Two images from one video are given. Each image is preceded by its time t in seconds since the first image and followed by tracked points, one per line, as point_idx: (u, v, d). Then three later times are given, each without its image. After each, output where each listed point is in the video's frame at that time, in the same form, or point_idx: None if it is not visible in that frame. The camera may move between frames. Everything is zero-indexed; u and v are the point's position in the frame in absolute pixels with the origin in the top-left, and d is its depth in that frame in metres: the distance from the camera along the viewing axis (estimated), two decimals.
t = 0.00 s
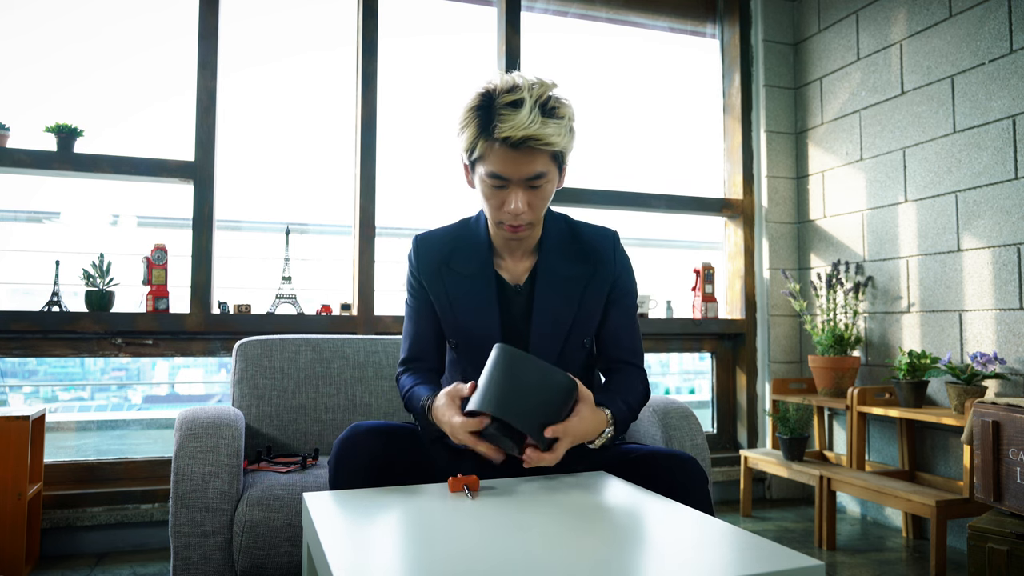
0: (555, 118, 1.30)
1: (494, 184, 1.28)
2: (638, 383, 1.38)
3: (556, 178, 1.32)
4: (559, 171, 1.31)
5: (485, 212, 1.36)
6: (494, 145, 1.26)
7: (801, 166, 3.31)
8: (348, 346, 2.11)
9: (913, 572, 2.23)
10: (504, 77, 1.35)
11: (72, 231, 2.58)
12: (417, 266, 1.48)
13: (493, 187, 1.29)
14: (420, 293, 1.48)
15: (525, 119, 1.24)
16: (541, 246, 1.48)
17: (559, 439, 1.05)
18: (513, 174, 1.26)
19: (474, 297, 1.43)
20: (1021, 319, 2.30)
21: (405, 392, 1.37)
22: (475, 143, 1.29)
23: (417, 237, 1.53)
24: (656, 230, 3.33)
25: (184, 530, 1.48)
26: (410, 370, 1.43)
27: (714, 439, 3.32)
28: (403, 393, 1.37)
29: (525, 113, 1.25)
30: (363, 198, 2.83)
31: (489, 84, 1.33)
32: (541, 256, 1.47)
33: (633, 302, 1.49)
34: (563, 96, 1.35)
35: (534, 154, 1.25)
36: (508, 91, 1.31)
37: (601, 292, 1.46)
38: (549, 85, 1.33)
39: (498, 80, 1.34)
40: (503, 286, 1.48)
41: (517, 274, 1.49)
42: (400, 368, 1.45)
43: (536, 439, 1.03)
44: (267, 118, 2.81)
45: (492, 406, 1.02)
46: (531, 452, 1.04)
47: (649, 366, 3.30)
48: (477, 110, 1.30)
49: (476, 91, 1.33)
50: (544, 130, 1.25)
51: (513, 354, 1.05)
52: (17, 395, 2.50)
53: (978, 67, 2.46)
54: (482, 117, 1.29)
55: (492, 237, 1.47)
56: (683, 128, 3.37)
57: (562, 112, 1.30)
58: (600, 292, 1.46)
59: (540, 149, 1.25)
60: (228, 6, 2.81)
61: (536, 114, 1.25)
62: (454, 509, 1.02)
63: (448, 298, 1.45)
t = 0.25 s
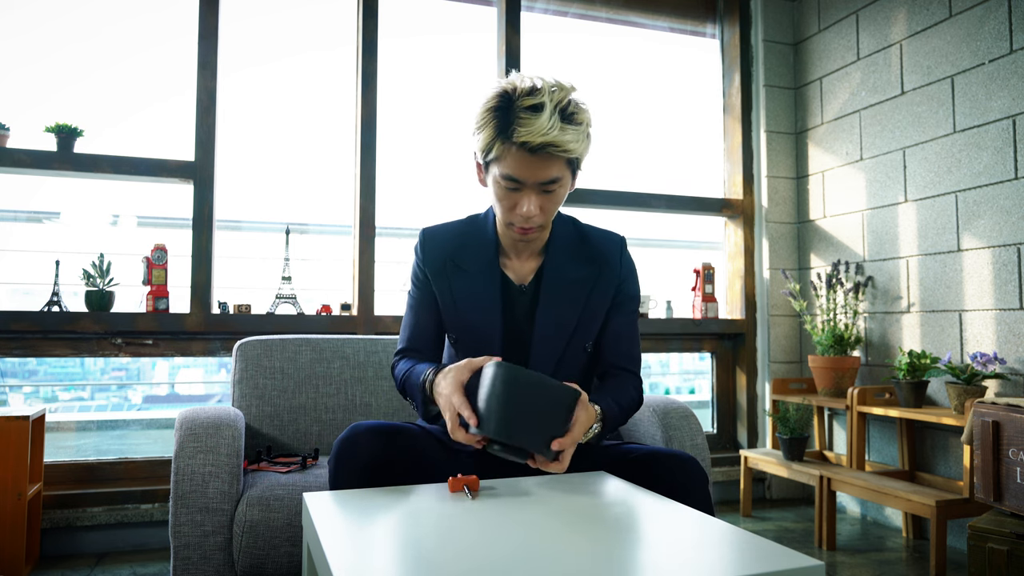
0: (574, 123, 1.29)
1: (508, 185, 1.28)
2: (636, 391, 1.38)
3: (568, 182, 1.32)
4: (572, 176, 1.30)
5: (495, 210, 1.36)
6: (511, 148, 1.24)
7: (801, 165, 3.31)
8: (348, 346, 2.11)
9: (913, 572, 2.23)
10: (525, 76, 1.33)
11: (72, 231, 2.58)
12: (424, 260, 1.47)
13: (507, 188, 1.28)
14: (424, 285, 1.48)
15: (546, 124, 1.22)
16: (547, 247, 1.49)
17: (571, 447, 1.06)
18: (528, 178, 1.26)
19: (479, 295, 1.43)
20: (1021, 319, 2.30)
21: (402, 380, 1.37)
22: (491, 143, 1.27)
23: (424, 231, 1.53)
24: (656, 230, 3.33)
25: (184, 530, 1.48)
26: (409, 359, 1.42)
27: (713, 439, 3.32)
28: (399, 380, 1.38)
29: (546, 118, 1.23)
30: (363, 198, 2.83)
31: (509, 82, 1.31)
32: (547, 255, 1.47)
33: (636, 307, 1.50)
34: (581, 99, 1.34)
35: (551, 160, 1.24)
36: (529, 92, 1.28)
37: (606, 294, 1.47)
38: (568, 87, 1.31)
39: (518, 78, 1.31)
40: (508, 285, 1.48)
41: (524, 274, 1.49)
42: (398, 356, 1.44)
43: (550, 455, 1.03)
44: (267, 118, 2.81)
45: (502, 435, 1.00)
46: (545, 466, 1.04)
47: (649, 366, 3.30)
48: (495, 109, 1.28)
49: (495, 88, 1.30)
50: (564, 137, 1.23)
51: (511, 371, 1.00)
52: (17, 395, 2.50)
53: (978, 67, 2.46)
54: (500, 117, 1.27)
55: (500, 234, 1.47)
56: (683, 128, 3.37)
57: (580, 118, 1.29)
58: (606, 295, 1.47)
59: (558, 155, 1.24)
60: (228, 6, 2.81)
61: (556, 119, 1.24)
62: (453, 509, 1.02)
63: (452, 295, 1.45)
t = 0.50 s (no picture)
0: (586, 129, 1.29)
1: (518, 187, 1.28)
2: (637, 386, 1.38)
3: (578, 187, 1.32)
4: (582, 182, 1.31)
5: (502, 209, 1.36)
6: (524, 151, 1.24)
7: (801, 165, 3.31)
8: (348, 346, 2.11)
9: (913, 572, 2.23)
10: (541, 79, 1.32)
11: (72, 231, 2.58)
12: (428, 259, 1.48)
13: (516, 189, 1.28)
14: (428, 285, 1.48)
15: (561, 130, 1.22)
16: (551, 248, 1.49)
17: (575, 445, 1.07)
18: (539, 181, 1.26)
19: (483, 294, 1.43)
20: (1021, 319, 2.30)
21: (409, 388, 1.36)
22: (504, 145, 1.26)
23: (428, 231, 1.53)
24: (656, 230, 3.33)
25: (184, 531, 1.48)
26: (412, 358, 1.42)
27: (713, 439, 3.32)
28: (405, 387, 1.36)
29: (561, 123, 1.22)
30: (363, 198, 2.83)
31: (524, 84, 1.30)
32: (551, 256, 1.47)
33: (639, 307, 1.50)
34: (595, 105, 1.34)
35: (563, 166, 1.25)
36: (545, 95, 1.28)
37: (608, 294, 1.47)
38: (583, 93, 1.31)
39: (535, 81, 1.30)
40: (511, 283, 1.48)
41: (527, 274, 1.49)
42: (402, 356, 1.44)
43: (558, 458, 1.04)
44: (267, 118, 2.81)
45: (506, 448, 1.00)
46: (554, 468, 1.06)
47: (649, 366, 3.30)
48: (510, 110, 1.27)
49: (510, 87, 1.30)
50: (577, 143, 1.23)
51: (504, 382, 1.01)
52: (17, 395, 2.50)
53: (978, 67, 2.46)
54: (514, 120, 1.26)
55: (505, 233, 1.48)
56: (683, 128, 3.37)
57: (594, 125, 1.29)
58: (609, 294, 1.48)
59: (570, 161, 1.25)
60: (228, 6, 2.80)
61: (571, 126, 1.24)
62: (454, 509, 1.02)
63: (456, 294, 1.45)
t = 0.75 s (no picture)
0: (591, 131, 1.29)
1: (522, 186, 1.28)
2: (636, 383, 1.38)
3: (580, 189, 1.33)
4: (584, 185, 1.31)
5: (503, 207, 1.36)
6: (530, 151, 1.24)
7: (801, 165, 3.31)
8: (348, 346, 2.11)
9: (913, 572, 2.23)
10: (548, 79, 1.31)
11: (72, 231, 2.58)
12: (428, 257, 1.47)
13: (519, 188, 1.28)
14: (428, 283, 1.47)
15: (567, 133, 1.22)
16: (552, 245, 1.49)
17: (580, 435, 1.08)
18: (543, 182, 1.26)
19: (483, 292, 1.43)
20: (1021, 319, 2.30)
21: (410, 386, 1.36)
22: (510, 144, 1.26)
23: (428, 230, 1.53)
24: (656, 230, 3.33)
25: (184, 531, 1.48)
26: (411, 356, 1.42)
27: (713, 439, 3.32)
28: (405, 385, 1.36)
29: (568, 126, 1.22)
30: (363, 198, 2.83)
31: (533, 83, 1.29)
32: (551, 255, 1.47)
33: (638, 305, 1.51)
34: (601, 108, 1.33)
35: (566, 168, 1.25)
36: (552, 96, 1.27)
37: (608, 292, 1.48)
38: (590, 95, 1.31)
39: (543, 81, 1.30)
40: (511, 281, 1.48)
41: (526, 271, 1.49)
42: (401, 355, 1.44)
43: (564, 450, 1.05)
44: (267, 118, 2.81)
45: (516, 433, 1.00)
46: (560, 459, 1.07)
47: (649, 366, 3.30)
48: (517, 110, 1.27)
49: (518, 86, 1.28)
50: (582, 146, 1.24)
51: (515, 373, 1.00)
52: (17, 395, 2.50)
53: (978, 67, 2.46)
54: (521, 119, 1.26)
55: (505, 231, 1.48)
56: (683, 128, 3.37)
57: (599, 127, 1.29)
58: (608, 292, 1.48)
59: (574, 164, 1.25)
60: (228, 6, 2.80)
61: (577, 128, 1.23)
62: (453, 509, 1.02)
63: (456, 292, 1.45)
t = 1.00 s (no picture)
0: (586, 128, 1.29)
1: (518, 182, 1.28)
2: (638, 377, 1.39)
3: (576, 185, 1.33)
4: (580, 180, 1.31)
5: (501, 204, 1.36)
6: (525, 147, 1.24)
7: (801, 166, 3.31)
8: (348, 346, 2.11)
9: (913, 572, 2.23)
10: (543, 78, 1.32)
11: (72, 231, 2.58)
12: (426, 258, 1.47)
13: (515, 185, 1.28)
14: (427, 283, 1.47)
15: (562, 128, 1.22)
16: (551, 244, 1.49)
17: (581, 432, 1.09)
18: (539, 178, 1.26)
19: (482, 291, 1.43)
20: (1021, 319, 2.30)
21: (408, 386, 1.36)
22: (505, 140, 1.26)
23: (426, 230, 1.52)
24: (656, 230, 3.33)
25: (184, 531, 1.48)
26: (410, 356, 1.42)
27: (713, 439, 3.32)
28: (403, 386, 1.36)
29: (562, 121, 1.23)
30: (363, 198, 2.83)
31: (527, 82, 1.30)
32: (550, 253, 1.47)
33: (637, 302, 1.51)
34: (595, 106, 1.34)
35: (562, 163, 1.25)
36: (547, 94, 1.28)
37: (607, 290, 1.48)
38: (584, 92, 1.31)
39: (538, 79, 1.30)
40: (510, 279, 1.48)
41: (525, 269, 1.49)
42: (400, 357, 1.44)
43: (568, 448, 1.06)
44: (267, 118, 2.81)
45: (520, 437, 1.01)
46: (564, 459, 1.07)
47: (649, 366, 3.30)
48: (512, 107, 1.27)
49: (513, 85, 1.29)
50: (577, 141, 1.24)
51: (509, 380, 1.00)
52: (17, 395, 2.50)
53: (978, 67, 2.46)
54: (516, 116, 1.26)
55: (503, 229, 1.48)
56: (683, 128, 3.37)
57: (594, 124, 1.29)
58: (607, 290, 1.48)
59: (569, 159, 1.25)
60: (228, 6, 2.80)
61: (572, 124, 1.24)
62: (453, 509, 1.02)
63: (455, 291, 1.45)
